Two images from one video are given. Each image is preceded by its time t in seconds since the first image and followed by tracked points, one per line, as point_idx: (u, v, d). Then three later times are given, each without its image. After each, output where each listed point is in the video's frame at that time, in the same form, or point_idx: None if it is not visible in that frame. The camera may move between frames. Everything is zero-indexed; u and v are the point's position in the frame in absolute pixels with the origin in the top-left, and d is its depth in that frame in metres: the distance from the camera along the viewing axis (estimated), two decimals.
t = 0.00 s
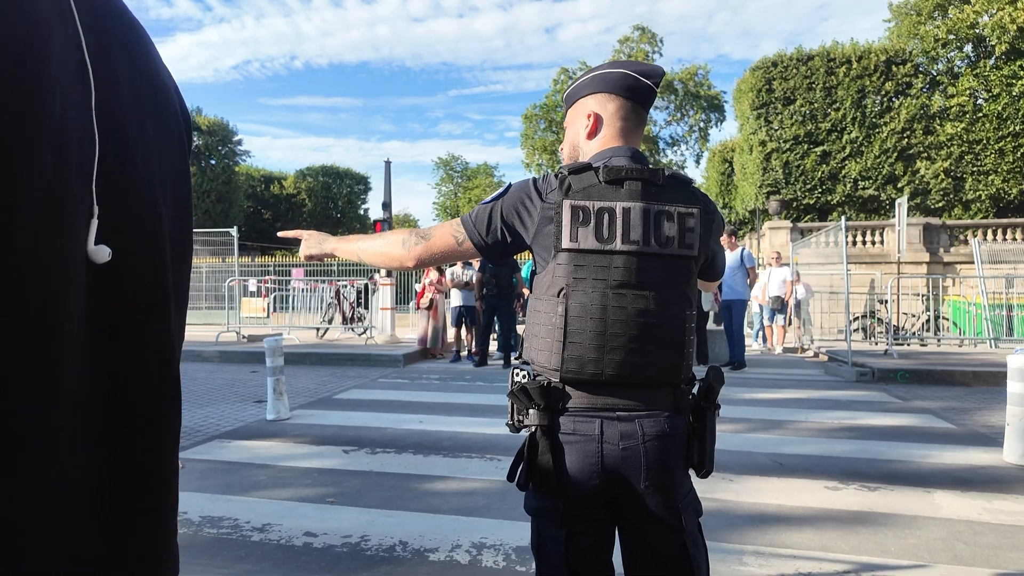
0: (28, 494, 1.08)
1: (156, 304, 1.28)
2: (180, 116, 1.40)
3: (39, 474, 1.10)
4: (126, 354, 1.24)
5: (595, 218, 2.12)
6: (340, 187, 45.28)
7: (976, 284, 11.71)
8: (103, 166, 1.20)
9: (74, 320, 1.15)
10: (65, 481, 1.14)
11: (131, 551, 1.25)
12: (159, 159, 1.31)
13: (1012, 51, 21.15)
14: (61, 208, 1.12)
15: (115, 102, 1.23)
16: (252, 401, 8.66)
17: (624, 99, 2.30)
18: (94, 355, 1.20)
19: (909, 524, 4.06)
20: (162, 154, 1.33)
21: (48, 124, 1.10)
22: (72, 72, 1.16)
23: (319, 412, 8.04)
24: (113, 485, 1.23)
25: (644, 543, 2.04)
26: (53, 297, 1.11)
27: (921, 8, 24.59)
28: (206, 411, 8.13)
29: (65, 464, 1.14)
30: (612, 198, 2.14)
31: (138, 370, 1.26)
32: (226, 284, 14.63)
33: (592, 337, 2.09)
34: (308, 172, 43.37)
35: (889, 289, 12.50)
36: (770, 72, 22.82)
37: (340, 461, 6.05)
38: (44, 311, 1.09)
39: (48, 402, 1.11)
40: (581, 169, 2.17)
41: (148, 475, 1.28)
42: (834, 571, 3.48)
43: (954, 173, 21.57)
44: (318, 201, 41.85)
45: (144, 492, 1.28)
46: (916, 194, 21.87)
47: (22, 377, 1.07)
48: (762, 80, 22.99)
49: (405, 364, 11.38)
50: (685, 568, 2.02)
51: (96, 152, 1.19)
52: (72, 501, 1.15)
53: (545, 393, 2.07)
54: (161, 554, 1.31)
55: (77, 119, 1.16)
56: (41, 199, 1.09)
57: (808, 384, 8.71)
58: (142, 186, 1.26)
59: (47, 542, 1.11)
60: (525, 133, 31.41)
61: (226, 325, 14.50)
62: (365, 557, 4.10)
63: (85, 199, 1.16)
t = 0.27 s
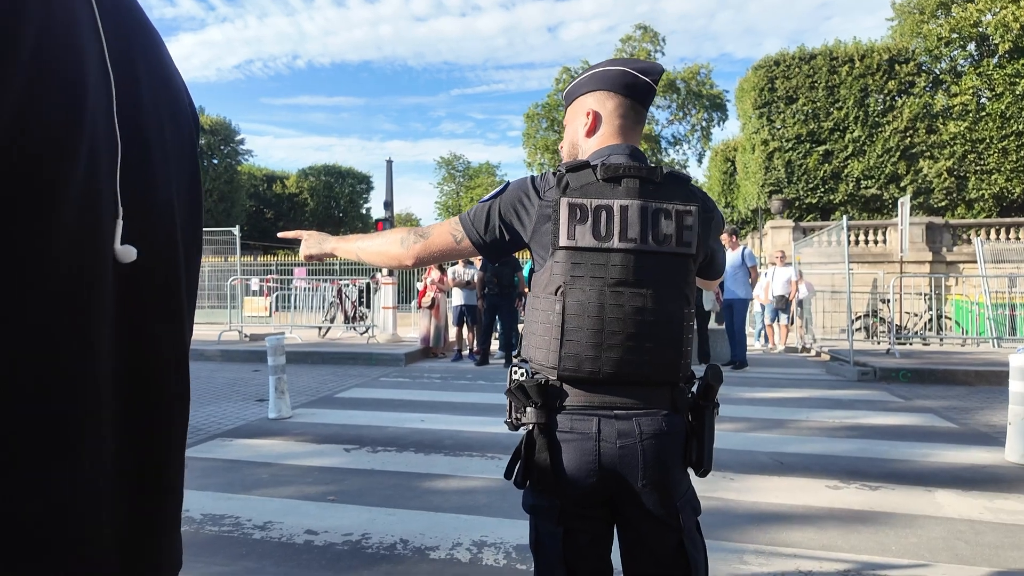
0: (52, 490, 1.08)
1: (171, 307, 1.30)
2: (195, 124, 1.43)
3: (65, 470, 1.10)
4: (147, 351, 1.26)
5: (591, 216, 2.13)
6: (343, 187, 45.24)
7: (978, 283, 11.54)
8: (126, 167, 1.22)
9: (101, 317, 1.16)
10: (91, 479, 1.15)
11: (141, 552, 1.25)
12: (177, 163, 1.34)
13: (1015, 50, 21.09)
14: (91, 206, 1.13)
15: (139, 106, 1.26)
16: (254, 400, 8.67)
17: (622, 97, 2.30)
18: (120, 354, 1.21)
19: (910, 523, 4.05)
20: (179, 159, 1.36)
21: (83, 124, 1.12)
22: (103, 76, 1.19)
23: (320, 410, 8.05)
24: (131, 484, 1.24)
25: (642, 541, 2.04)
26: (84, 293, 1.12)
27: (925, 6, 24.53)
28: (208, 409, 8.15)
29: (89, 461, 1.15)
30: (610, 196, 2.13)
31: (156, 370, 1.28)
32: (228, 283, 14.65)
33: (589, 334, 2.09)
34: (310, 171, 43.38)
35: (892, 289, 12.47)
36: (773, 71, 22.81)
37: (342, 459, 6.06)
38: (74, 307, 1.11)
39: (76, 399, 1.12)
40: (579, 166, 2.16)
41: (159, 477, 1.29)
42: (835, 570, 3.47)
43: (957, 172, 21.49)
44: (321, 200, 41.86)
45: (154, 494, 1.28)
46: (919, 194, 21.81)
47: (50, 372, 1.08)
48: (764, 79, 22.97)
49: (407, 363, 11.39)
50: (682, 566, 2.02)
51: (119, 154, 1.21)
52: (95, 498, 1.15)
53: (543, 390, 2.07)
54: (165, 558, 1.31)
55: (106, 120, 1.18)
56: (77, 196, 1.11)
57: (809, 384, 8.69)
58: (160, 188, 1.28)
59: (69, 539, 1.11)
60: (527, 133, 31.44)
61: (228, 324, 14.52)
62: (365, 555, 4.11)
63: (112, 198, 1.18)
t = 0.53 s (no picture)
0: (46, 493, 1.07)
1: (173, 306, 1.29)
2: (200, 121, 1.41)
3: (60, 472, 1.09)
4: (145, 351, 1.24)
5: (588, 216, 2.13)
6: (346, 186, 45.24)
7: (980, 282, 11.52)
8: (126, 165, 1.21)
9: (97, 318, 1.14)
10: (86, 480, 1.13)
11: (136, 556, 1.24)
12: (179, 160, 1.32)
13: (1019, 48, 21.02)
14: (88, 204, 1.12)
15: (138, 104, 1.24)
16: (257, 399, 8.69)
17: (622, 97, 2.30)
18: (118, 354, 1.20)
19: (911, 523, 4.05)
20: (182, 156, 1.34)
21: (77, 121, 1.10)
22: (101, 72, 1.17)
23: (323, 409, 8.06)
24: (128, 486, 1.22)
25: (640, 543, 2.04)
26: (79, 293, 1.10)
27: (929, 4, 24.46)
28: (211, 408, 8.17)
29: (84, 462, 1.13)
30: (606, 197, 2.14)
31: (154, 370, 1.26)
32: (231, 282, 14.69)
33: (585, 334, 2.09)
34: (314, 170, 43.45)
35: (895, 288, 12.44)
36: (776, 70, 22.81)
37: (343, 459, 6.07)
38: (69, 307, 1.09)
39: (69, 401, 1.10)
40: (576, 168, 2.17)
41: (156, 480, 1.27)
42: (836, 570, 3.47)
43: (960, 171, 21.42)
44: (324, 200, 41.88)
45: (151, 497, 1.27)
46: (923, 193, 21.74)
47: (42, 373, 1.06)
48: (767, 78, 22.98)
49: (410, 362, 11.40)
50: (681, 567, 2.02)
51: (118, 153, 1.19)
52: (90, 502, 1.14)
53: (541, 391, 2.08)
54: (158, 561, 1.30)
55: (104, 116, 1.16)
56: (70, 195, 1.09)
57: (811, 383, 8.69)
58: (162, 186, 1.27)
59: (61, 543, 1.09)
60: (530, 132, 31.46)
61: (232, 323, 14.55)
62: (367, 554, 4.12)
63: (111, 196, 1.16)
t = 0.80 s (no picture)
0: (45, 494, 1.14)
1: (156, 310, 1.28)
2: (206, 119, 1.36)
3: (54, 473, 1.15)
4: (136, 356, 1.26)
5: (582, 216, 2.13)
6: (346, 186, 45.18)
7: (981, 282, 11.57)
8: (119, 170, 1.22)
9: (82, 328, 1.18)
10: (61, 481, 1.16)
11: (138, 553, 1.27)
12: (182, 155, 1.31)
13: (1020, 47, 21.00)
14: (72, 217, 1.16)
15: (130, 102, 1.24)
16: (257, 399, 8.70)
17: (628, 99, 2.31)
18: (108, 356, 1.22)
19: (911, 523, 4.05)
20: (187, 152, 1.31)
21: (44, 138, 1.13)
22: (84, 81, 1.19)
23: (323, 409, 8.06)
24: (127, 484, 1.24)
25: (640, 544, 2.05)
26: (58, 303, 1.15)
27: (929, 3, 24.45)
28: (211, 408, 8.18)
29: (76, 465, 1.17)
30: (600, 197, 2.14)
31: (136, 373, 1.26)
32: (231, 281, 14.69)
33: (580, 335, 2.10)
34: (314, 170, 43.43)
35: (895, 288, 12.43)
36: (776, 69, 22.78)
37: (343, 459, 6.07)
38: (49, 320, 1.14)
39: (34, 403, 1.13)
40: (570, 169, 2.19)
41: (157, 478, 1.29)
42: (835, 570, 3.47)
43: (961, 171, 21.40)
44: (324, 199, 41.83)
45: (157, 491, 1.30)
46: (924, 192, 21.72)
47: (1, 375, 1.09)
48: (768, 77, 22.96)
49: (410, 362, 11.40)
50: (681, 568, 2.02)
51: (95, 157, 1.19)
52: (83, 504, 1.18)
53: (538, 394, 2.08)
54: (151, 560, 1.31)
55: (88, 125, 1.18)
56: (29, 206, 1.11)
57: (811, 383, 8.68)
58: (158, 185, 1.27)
59: (55, 542, 1.15)
60: (530, 131, 31.45)
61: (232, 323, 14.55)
62: (366, 554, 4.12)
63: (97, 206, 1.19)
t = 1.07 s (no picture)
0: (44, 492, 1.14)
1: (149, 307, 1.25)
2: (205, 111, 1.32)
3: (56, 472, 1.15)
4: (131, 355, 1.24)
5: (585, 218, 2.16)
6: (346, 185, 45.13)
7: (981, 282, 11.58)
8: (114, 168, 1.20)
9: (77, 327, 1.17)
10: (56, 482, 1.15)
11: (139, 554, 1.25)
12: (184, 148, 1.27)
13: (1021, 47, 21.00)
14: (71, 217, 1.15)
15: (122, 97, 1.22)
16: (257, 398, 8.70)
17: (632, 101, 2.27)
18: (108, 359, 1.20)
19: (911, 522, 4.05)
20: (186, 147, 1.27)
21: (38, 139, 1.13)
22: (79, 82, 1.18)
23: (323, 409, 8.07)
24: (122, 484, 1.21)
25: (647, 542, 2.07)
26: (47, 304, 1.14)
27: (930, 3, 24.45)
28: (211, 408, 8.18)
29: (77, 464, 1.17)
30: (602, 198, 2.17)
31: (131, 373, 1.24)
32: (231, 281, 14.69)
33: (583, 333, 2.11)
34: (315, 169, 43.50)
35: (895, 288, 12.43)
36: (777, 69, 22.81)
37: (344, 458, 6.08)
38: (46, 321, 1.14)
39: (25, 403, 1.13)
40: (573, 172, 2.23)
41: (154, 478, 1.27)
42: (835, 569, 3.47)
43: (961, 170, 21.41)
44: (324, 199, 41.79)
45: (161, 493, 1.28)
46: (924, 192, 21.72)
47: None
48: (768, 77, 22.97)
49: (410, 362, 11.41)
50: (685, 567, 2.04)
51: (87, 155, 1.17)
52: (83, 504, 1.17)
53: (544, 392, 2.10)
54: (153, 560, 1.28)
55: (84, 123, 1.17)
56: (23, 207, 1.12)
57: (811, 383, 8.68)
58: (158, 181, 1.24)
59: (55, 542, 1.14)
60: (530, 131, 31.47)
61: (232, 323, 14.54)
62: (367, 553, 4.13)
63: (93, 205, 1.17)
